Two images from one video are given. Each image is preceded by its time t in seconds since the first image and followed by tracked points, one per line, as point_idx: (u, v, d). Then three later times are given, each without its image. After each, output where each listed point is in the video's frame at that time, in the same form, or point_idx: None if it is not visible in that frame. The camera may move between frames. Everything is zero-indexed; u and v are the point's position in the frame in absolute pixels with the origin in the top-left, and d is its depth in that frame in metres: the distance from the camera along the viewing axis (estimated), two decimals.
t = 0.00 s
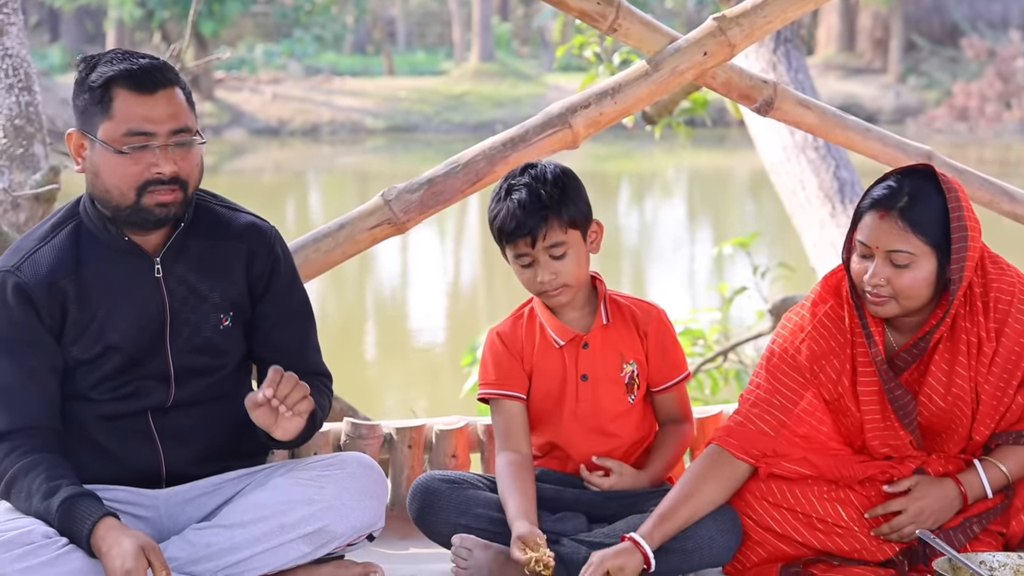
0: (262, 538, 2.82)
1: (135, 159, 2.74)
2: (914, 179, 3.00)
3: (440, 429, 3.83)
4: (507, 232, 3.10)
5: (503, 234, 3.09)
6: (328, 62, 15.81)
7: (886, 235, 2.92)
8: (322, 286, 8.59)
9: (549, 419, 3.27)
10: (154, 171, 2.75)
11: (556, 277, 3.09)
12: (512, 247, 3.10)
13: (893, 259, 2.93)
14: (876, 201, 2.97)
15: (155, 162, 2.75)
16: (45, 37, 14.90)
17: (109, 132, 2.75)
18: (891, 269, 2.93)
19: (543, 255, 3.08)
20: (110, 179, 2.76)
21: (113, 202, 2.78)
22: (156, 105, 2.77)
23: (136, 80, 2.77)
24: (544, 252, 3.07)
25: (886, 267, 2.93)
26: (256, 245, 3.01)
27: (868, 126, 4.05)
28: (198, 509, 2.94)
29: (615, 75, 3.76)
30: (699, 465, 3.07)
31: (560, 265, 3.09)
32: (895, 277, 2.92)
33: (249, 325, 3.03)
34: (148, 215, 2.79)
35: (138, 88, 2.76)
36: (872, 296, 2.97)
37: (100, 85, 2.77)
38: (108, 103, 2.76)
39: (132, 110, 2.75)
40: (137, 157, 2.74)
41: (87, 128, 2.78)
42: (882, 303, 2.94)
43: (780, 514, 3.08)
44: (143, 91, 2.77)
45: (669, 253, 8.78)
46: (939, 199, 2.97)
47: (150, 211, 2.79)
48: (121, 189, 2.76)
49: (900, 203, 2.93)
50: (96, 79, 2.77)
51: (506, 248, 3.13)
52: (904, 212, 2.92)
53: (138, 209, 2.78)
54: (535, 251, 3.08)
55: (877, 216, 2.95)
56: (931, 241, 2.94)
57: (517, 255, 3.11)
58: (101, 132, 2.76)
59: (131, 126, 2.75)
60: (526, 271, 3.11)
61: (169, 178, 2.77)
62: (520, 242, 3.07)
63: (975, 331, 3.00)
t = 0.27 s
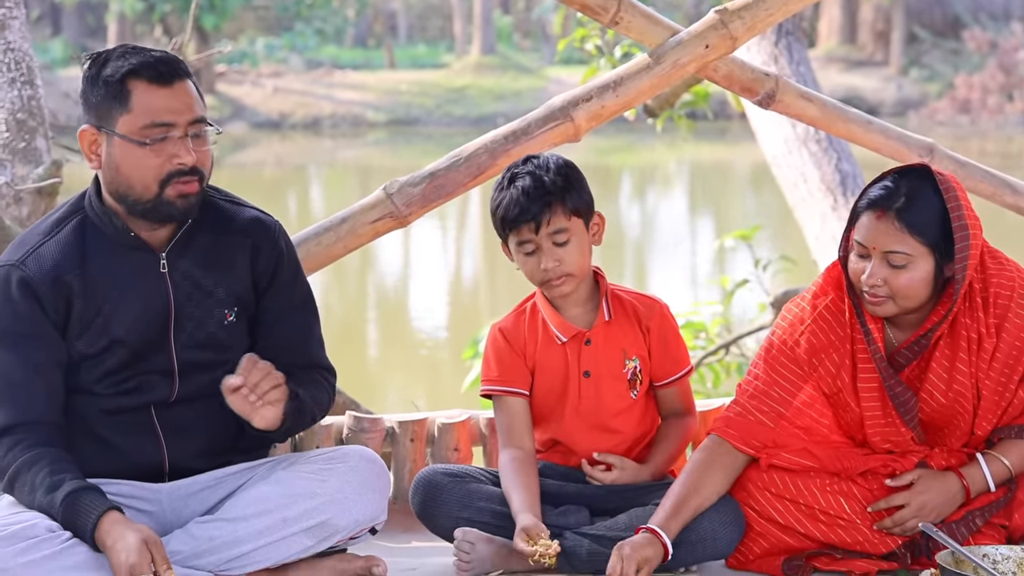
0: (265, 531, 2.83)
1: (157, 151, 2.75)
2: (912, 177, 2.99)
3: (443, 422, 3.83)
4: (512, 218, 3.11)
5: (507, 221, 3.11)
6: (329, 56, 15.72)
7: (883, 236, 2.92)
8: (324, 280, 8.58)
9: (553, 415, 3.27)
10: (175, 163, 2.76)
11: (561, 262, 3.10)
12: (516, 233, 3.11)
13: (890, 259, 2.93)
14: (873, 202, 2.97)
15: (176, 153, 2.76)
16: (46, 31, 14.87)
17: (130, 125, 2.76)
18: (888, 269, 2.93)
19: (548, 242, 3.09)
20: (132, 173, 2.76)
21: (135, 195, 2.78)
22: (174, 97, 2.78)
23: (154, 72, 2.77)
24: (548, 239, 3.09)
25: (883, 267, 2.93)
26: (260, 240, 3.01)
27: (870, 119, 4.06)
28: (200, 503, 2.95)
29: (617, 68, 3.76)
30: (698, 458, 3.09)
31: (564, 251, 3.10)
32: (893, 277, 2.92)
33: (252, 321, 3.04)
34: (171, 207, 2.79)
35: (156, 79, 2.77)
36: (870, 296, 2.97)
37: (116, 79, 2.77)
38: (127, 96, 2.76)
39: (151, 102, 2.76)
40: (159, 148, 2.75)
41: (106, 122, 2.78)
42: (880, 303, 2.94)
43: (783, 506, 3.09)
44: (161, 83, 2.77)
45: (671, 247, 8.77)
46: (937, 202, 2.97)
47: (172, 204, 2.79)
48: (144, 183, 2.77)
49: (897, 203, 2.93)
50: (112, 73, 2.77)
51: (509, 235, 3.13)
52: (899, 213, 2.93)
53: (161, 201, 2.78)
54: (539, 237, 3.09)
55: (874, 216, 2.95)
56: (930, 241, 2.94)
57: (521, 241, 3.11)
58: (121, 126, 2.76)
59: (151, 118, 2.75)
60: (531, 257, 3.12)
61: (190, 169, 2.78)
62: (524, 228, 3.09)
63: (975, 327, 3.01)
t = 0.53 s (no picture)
0: (269, 529, 2.83)
1: (132, 129, 2.75)
2: (919, 172, 3.00)
3: (446, 420, 3.84)
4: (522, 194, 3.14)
5: (517, 199, 3.14)
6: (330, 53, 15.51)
7: (891, 229, 2.92)
8: (327, 278, 8.58)
9: (558, 412, 3.27)
10: (151, 141, 2.76)
11: (568, 242, 3.12)
12: (525, 208, 3.13)
13: (897, 253, 2.93)
14: (880, 195, 2.97)
15: (152, 131, 2.76)
16: (48, 28, 14.85)
17: (108, 106, 2.77)
18: (895, 262, 2.93)
19: (556, 221, 3.12)
20: (111, 154, 2.77)
21: (115, 178, 2.78)
22: (153, 77, 2.80)
23: (132, 54, 2.80)
24: (556, 218, 3.12)
25: (890, 261, 2.93)
26: (264, 239, 3.01)
27: (873, 115, 4.05)
28: (205, 500, 2.95)
29: (619, 64, 3.76)
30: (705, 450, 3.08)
31: (570, 231, 3.12)
32: (899, 270, 2.92)
33: (254, 323, 3.03)
34: (149, 186, 2.77)
35: (135, 60, 2.80)
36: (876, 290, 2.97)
37: (98, 62, 2.80)
38: (107, 79, 2.79)
39: (130, 83, 2.78)
40: (135, 126, 2.76)
41: (90, 108, 2.81)
42: (886, 297, 2.95)
43: (787, 503, 3.09)
44: (140, 65, 2.80)
45: (673, 245, 8.76)
46: (944, 193, 2.96)
47: (151, 183, 2.77)
48: (121, 163, 2.76)
49: (904, 197, 2.94)
50: (93, 58, 2.81)
51: (516, 212, 3.15)
52: (906, 207, 2.92)
53: (138, 180, 2.76)
54: (547, 213, 3.12)
55: (881, 210, 2.95)
56: (936, 235, 2.94)
57: (529, 216, 3.13)
58: (100, 109, 2.78)
59: (127, 98, 2.77)
60: (537, 234, 3.13)
61: (167, 147, 2.77)
62: (534, 203, 3.12)
63: (979, 322, 3.01)
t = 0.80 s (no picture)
0: (272, 524, 2.84)
1: (126, 131, 2.76)
2: (915, 168, 2.99)
3: (448, 416, 3.84)
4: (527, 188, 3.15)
5: (522, 192, 3.14)
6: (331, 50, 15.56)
7: (888, 225, 2.92)
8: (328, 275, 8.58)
9: (559, 407, 3.27)
10: (145, 142, 2.76)
11: (572, 235, 3.12)
12: (530, 201, 3.14)
13: (895, 249, 2.92)
14: (876, 191, 2.97)
15: (145, 133, 2.76)
16: (48, 25, 14.83)
17: (102, 107, 2.77)
18: (893, 259, 2.93)
19: (560, 214, 3.13)
20: (106, 154, 2.77)
21: (110, 178, 2.79)
22: (147, 77, 2.79)
23: (126, 53, 2.79)
24: (559, 211, 3.13)
25: (887, 257, 2.93)
26: (263, 235, 3.01)
27: (874, 110, 4.05)
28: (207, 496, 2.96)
29: (620, 60, 3.76)
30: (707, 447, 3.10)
31: (575, 225, 3.13)
32: (897, 267, 2.92)
33: (253, 320, 3.03)
34: (143, 187, 2.78)
35: (130, 60, 2.79)
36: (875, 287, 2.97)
37: (94, 61, 2.80)
38: (103, 79, 2.79)
39: (125, 84, 2.77)
40: (129, 127, 2.76)
41: (86, 107, 2.81)
42: (884, 293, 2.95)
43: (788, 498, 3.09)
44: (135, 64, 2.79)
45: (675, 241, 8.76)
46: (939, 188, 2.95)
47: (144, 183, 2.78)
48: (114, 163, 2.77)
49: (901, 192, 2.93)
50: (88, 58, 2.81)
51: (521, 205, 3.16)
52: (903, 202, 2.92)
53: (132, 181, 2.77)
54: (552, 207, 3.13)
55: (877, 206, 2.94)
56: (932, 230, 2.93)
57: (533, 209, 3.14)
58: (94, 109, 2.79)
59: (121, 98, 2.76)
60: (542, 227, 3.14)
61: (161, 148, 2.77)
62: (538, 195, 3.13)
63: (979, 317, 3.01)
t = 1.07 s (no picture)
0: (275, 516, 2.84)
1: (132, 126, 2.75)
2: (919, 165, 2.98)
3: (450, 407, 3.84)
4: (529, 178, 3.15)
5: (522, 184, 3.15)
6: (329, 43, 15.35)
7: (891, 223, 2.90)
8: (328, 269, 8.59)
9: (561, 397, 3.27)
10: (151, 139, 2.75)
11: (573, 226, 3.12)
12: (532, 191, 3.14)
13: (899, 247, 2.91)
14: (880, 190, 2.96)
15: (152, 129, 2.75)
16: (46, 20, 14.80)
17: (108, 102, 2.76)
18: (897, 257, 2.91)
19: (562, 207, 3.13)
20: (112, 149, 2.76)
21: (115, 173, 2.78)
22: (152, 73, 2.78)
23: (132, 48, 2.79)
24: (561, 203, 3.13)
25: (892, 255, 2.92)
26: (261, 225, 3.02)
27: (875, 100, 4.05)
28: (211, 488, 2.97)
29: (620, 51, 3.76)
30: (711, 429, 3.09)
31: (576, 216, 3.13)
32: (901, 265, 2.91)
33: (252, 311, 3.03)
34: (150, 183, 2.78)
35: (136, 56, 2.78)
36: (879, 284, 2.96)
37: (98, 56, 2.79)
38: (107, 73, 2.78)
39: (131, 79, 2.77)
40: (135, 123, 2.75)
41: (89, 102, 2.80)
42: (889, 291, 2.94)
43: (791, 489, 3.10)
44: (140, 59, 2.79)
45: (675, 232, 8.76)
46: (944, 187, 2.94)
47: (151, 180, 2.78)
48: (121, 159, 2.76)
49: (904, 191, 2.92)
50: (93, 53, 2.79)
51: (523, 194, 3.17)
52: (906, 201, 2.90)
53: (138, 177, 2.77)
54: (553, 197, 3.13)
55: (881, 205, 2.93)
56: (937, 228, 2.92)
57: (535, 199, 3.15)
58: (100, 104, 2.77)
59: (127, 94, 2.76)
60: (543, 218, 3.14)
61: (168, 144, 2.77)
62: (540, 185, 3.13)
63: (983, 310, 3.01)
